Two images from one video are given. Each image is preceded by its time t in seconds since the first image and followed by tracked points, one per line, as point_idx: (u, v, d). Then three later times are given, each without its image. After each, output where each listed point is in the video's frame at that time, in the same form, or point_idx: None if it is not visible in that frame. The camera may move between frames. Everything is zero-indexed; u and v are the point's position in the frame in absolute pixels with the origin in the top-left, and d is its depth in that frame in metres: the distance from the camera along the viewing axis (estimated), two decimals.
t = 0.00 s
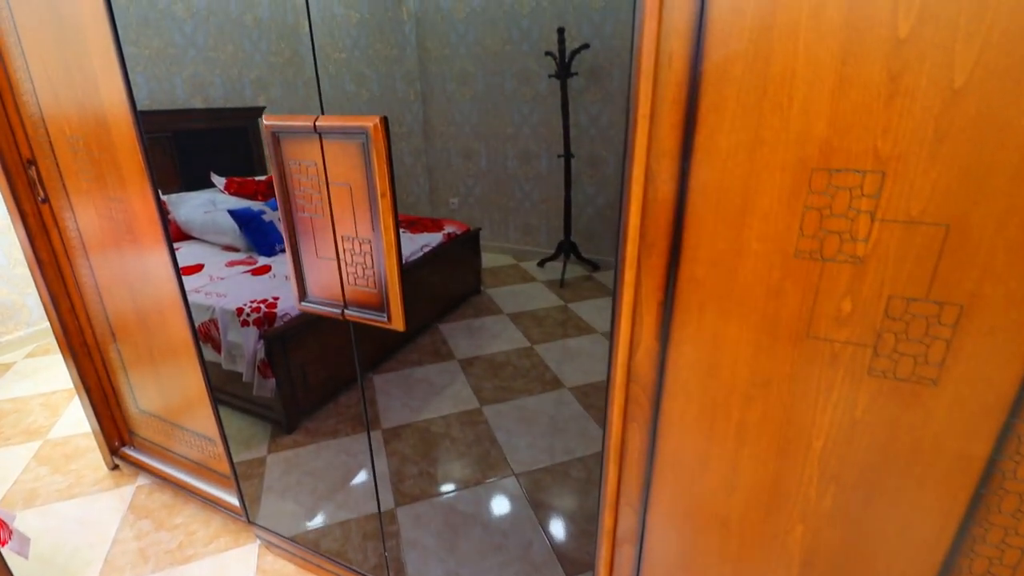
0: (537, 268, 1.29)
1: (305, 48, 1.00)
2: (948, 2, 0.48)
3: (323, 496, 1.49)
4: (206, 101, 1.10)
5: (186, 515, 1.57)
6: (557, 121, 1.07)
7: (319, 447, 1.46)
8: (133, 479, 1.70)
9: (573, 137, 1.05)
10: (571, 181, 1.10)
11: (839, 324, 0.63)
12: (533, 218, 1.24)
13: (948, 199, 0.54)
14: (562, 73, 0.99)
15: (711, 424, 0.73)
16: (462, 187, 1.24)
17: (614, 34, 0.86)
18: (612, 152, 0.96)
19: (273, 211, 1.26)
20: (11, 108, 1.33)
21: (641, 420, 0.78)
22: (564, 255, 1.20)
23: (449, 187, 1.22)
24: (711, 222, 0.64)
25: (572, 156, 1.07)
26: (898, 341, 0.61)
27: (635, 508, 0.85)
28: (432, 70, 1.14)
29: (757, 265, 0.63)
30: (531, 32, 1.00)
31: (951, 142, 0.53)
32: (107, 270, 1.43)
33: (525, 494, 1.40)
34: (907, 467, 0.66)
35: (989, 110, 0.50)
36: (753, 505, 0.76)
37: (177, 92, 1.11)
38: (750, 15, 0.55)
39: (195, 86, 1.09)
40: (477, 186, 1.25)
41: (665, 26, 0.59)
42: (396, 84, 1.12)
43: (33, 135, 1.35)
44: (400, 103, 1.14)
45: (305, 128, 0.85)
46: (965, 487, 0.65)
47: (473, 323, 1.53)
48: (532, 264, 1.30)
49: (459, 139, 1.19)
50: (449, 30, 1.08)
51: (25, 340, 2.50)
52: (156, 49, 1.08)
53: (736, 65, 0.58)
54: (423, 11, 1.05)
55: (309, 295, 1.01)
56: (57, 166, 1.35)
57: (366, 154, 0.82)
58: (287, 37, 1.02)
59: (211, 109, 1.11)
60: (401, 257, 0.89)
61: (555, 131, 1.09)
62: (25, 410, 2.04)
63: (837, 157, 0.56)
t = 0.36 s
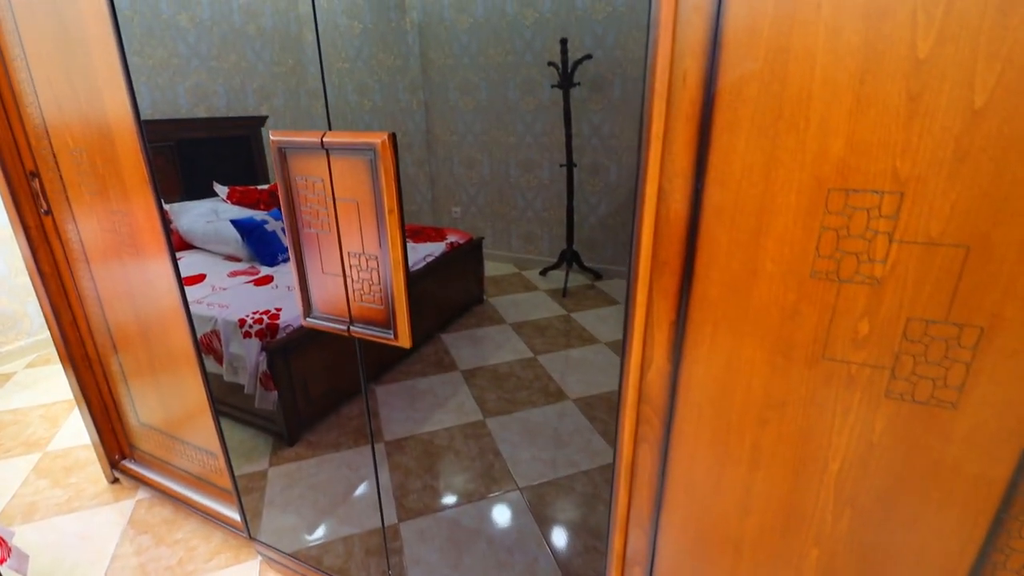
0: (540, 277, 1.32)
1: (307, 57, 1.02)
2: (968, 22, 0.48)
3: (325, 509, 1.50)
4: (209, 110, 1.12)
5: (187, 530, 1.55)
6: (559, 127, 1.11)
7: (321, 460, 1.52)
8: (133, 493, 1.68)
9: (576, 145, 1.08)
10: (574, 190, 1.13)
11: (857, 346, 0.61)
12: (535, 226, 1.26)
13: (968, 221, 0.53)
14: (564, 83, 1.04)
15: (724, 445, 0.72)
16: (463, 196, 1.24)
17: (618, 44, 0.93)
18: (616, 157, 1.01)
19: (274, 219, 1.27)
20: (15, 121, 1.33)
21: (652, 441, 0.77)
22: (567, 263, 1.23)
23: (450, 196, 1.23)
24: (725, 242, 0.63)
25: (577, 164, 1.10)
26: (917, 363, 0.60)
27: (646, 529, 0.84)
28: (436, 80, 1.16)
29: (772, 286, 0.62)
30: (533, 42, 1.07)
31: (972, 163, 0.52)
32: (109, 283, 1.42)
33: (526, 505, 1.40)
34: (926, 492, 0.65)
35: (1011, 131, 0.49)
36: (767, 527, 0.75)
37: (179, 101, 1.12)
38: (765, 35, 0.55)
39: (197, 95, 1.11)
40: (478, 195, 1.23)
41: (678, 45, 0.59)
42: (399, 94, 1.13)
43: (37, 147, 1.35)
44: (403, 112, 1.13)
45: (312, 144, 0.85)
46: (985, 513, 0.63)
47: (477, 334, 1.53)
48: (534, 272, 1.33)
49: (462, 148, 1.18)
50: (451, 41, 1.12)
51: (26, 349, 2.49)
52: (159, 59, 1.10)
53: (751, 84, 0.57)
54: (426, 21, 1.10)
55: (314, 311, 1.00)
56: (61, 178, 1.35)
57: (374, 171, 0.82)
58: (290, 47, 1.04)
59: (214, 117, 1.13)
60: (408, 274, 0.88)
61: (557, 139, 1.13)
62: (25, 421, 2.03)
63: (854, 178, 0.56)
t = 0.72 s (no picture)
0: (542, 287, 1.27)
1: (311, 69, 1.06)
2: (986, 45, 0.47)
3: (327, 526, 1.48)
4: (214, 120, 1.16)
5: (187, 547, 1.53)
6: (561, 138, 1.10)
7: (323, 475, 1.58)
8: (134, 508, 1.66)
9: (577, 156, 1.09)
10: (576, 202, 1.12)
11: (873, 369, 0.61)
12: (537, 236, 1.23)
13: (987, 244, 0.53)
14: (568, 94, 1.03)
15: (737, 467, 0.71)
16: (465, 207, 1.23)
17: (619, 55, 0.93)
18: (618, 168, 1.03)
19: (278, 232, 1.33)
20: (21, 135, 1.34)
21: (663, 462, 0.76)
22: (569, 274, 1.20)
23: (452, 206, 1.22)
24: (739, 263, 0.62)
25: (578, 175, 1.10)
26: (934, 387, 0.59)
27: (657, 550, 0.83)
28: (438, 91, 1.16)
29: (787, 307, 0.62)
30: (535, 53, 1.03)
31: (990, 186, 0.51)
32: (112, 296, 1.42)
33: (529, 518, 1.38)
34: (944, 516, 0.64)
35: None
36: (781, 550, 0.74)
37: (185, 112, 1.14)
38: (780, 56, 0.55)
39: (202, 107, 1.14)
40: (481, 205, 1.23)
41: (691, 65, 0.59)
42: (401, 104, 1.14)
43: (42, 161, 1.35)
44: (405, 122, 1.15)
45: (320, 162, 0.84)
46: (1007, 539, 0.62)
47: (480, 345, 1.53)
48: (537, 283, 1.28)
49: (465, 159, 1.17)
50: (452, 51, 1.11)
51: (26, 360, 2.48)
52: (163, 70, 1.10)
53: (765, 105, 0.57)
54: (428, 33, 1.10)
55: (319, 328, 0.99)
56: (65, 192, 1.35)
57: (381, 188, 0.81)
58: (293, 60, 1.09)
59: (219, 128, 1.17)
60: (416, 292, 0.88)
61: (558, 149, 1.12)
62: (25, 434, 2.01)
63: (870, 200, 0.55)
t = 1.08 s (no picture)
0: (544, 297, 1.34)
1: (315, 82, 1.04)
2: (999, 70, 0.47)
3: (329, 542, 1.46)
4: (219, 134, 1.14)
5: (189, 564, 1.51)
6: (563, 149, 1.13)
7: (326, 489, 1.54)
8: (135, 524, 1.65)
9: (580, 167, 1.11)
10: (578, 214, 1.15)
11: (887, 392, 0.60)
12: (540, 246, 1.27)
13: (1003, 267, 0.52)
14: (569, 106, 1.07)
15: (750, 488, 0.71)
16: (467, 218, 1.28)
17: (621, 68, 0.96)
18: (620, 180, 1.05)
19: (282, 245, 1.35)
20: (28, 151, 1.34)
21: (675, 483, 0.75)
22: (572, 284, 1.25)
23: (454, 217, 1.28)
24: (751, 284, 0.62)
25: (580, 187, 1.14)
26: (950, 410, 0.59)
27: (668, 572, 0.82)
28: (441, 102, 1.20)
29: (800, 329, 0.61)
30: (538, 65, 1.09)
31: (1005, 210, 0.51)
32: (117, 311, 1.41)
33: (534, 533, 1.34)
34: (962, 540, 0.63)
35: None
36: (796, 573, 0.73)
37: (189, 125, 1.13)
38: (792, 78, 0.55)
39: (206, 119, 1.12)
40: (484, 216, 1.27)
41: (701, 87, 0.59)
42: (405, 116, 1.12)
43: (49, 177, 1.35)
44: (408, 133, 1.13)
45: (329, 181, 0.84)
46: None
47: (482, 356, 1.58)
48: (539, 293, 1.35)
49: (466, 169, 1.23)
50: (456, 65, 1.16)
51: (28, 373, 2.47)
52: (169, 83, 1.10)
53: (777, 128, 0.57)
54: (432, 46, 1.14)
55: (325, 346, 0.98)
56: (71, 207, 1.35)
57: (391, 208, 0.81)
58: (297, 72, 1.05)
59: (223, 140, 1.15)
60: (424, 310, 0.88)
61: (562, 161, 1.15)
62: (26, 448, 2.00)
63: (884, 223, 0.55)
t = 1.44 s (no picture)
0: (548, 314, 1.27)
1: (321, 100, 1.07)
2: (1009, 104, 0.48)
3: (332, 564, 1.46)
4: (225, 150, 1.14)
5: None
6: (567, 167, 1.11)
7: (328, 512, 1.53)
8: (135, 546, 1.63)
9: (583, 184, 1.10)
10: (582, 229, 1.14)
11: (903, 422, 0.60)
12: (543, 263, 1.22)
13: (1017, 299, 0.52)
14: (573, 125, 1.06)
15: (764, 517, 0.70)
16: (471, 233, 1.19)
17: (623, 88, 0.99)
18: (621, 197, 1.08)
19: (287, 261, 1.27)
20: (38, 173, 1.36)
21: (687, 512, 0.75)
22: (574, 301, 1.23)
23: (458, 232, 1.17)
24: (764, 313, 0.62)
25: (583, 204, 1.13)
26: (966, 442, 0.58)
27: None
28: (444, 121, 1.11)
29: (814, 359, 0.61)
30: (541, 83, 1.07)
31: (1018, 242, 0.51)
32: (122, 331, 1.41)
33: (536, 555, 1.35)
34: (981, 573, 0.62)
35: None
36: None
37: (195, 142, 1.14)
38: (803, 111, 0.55)
39: (212, 137, 1.13)
40: (487, 231, 1.19)
41: (712, 118, 0.60)
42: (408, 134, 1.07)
43: (57, 199, 1.36)
44: (411, 151, 1.08)
45: (340, 208, 0.85)
46: None
47: (485, 373, 1.43)
48: (543, 310, 1.28)
49: (470, 186, 1.15)
50: (458, 83, 1.09)
51: (29, 390, 2.46)
52: (176, 102, 1.12)
53: (788, 159, 0.57)
54: (435, 65, 1.06)
55: (333, 370, 0.98)
56: (79, 228, 1.36)
57: (402, 235, 0.82)
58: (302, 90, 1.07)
59: (229, 157, 1.14)
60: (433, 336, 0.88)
61: (565, 178, 1.12)
62: (26, 468, 1.98)
63: (896, 253, 0.55)
